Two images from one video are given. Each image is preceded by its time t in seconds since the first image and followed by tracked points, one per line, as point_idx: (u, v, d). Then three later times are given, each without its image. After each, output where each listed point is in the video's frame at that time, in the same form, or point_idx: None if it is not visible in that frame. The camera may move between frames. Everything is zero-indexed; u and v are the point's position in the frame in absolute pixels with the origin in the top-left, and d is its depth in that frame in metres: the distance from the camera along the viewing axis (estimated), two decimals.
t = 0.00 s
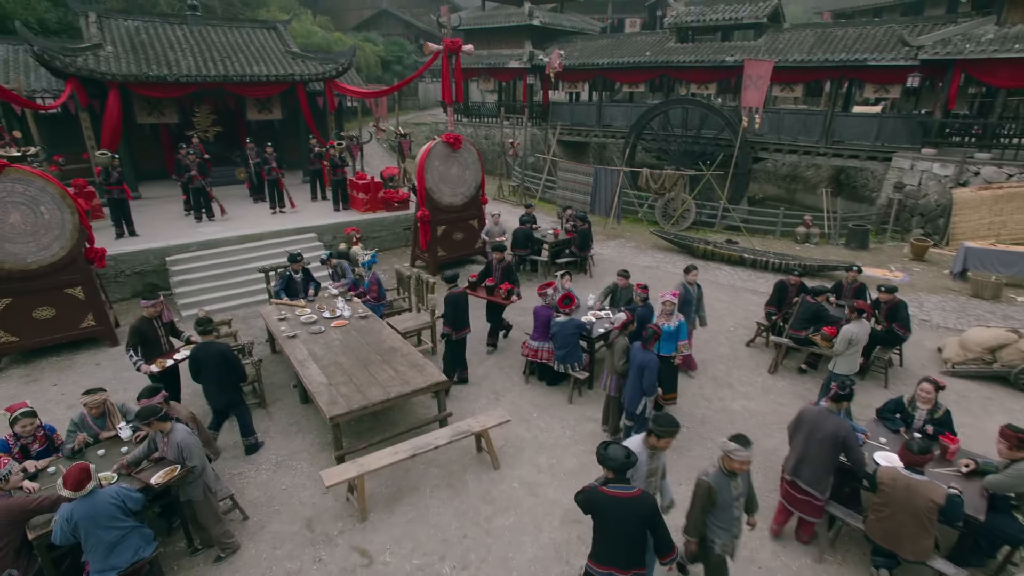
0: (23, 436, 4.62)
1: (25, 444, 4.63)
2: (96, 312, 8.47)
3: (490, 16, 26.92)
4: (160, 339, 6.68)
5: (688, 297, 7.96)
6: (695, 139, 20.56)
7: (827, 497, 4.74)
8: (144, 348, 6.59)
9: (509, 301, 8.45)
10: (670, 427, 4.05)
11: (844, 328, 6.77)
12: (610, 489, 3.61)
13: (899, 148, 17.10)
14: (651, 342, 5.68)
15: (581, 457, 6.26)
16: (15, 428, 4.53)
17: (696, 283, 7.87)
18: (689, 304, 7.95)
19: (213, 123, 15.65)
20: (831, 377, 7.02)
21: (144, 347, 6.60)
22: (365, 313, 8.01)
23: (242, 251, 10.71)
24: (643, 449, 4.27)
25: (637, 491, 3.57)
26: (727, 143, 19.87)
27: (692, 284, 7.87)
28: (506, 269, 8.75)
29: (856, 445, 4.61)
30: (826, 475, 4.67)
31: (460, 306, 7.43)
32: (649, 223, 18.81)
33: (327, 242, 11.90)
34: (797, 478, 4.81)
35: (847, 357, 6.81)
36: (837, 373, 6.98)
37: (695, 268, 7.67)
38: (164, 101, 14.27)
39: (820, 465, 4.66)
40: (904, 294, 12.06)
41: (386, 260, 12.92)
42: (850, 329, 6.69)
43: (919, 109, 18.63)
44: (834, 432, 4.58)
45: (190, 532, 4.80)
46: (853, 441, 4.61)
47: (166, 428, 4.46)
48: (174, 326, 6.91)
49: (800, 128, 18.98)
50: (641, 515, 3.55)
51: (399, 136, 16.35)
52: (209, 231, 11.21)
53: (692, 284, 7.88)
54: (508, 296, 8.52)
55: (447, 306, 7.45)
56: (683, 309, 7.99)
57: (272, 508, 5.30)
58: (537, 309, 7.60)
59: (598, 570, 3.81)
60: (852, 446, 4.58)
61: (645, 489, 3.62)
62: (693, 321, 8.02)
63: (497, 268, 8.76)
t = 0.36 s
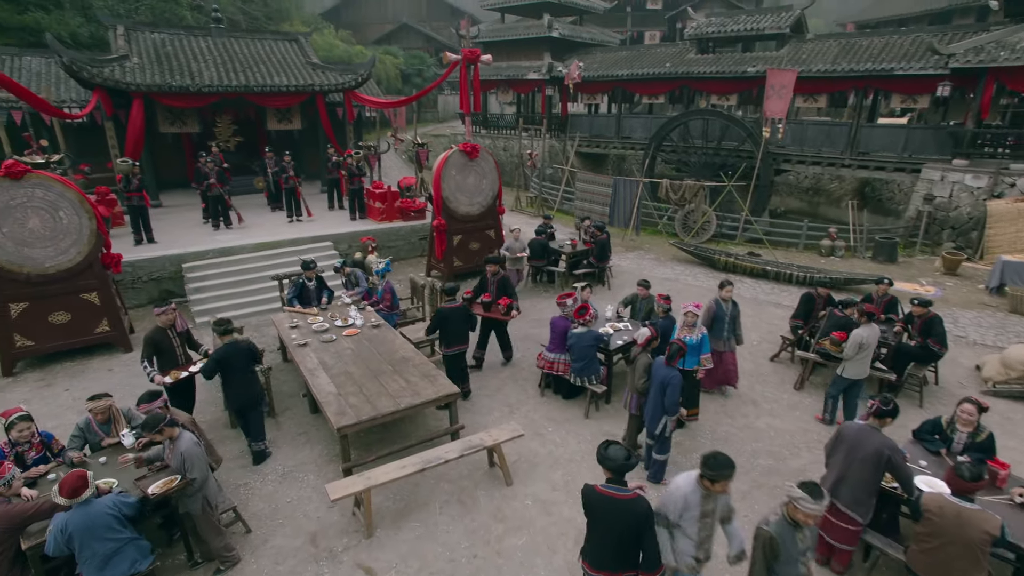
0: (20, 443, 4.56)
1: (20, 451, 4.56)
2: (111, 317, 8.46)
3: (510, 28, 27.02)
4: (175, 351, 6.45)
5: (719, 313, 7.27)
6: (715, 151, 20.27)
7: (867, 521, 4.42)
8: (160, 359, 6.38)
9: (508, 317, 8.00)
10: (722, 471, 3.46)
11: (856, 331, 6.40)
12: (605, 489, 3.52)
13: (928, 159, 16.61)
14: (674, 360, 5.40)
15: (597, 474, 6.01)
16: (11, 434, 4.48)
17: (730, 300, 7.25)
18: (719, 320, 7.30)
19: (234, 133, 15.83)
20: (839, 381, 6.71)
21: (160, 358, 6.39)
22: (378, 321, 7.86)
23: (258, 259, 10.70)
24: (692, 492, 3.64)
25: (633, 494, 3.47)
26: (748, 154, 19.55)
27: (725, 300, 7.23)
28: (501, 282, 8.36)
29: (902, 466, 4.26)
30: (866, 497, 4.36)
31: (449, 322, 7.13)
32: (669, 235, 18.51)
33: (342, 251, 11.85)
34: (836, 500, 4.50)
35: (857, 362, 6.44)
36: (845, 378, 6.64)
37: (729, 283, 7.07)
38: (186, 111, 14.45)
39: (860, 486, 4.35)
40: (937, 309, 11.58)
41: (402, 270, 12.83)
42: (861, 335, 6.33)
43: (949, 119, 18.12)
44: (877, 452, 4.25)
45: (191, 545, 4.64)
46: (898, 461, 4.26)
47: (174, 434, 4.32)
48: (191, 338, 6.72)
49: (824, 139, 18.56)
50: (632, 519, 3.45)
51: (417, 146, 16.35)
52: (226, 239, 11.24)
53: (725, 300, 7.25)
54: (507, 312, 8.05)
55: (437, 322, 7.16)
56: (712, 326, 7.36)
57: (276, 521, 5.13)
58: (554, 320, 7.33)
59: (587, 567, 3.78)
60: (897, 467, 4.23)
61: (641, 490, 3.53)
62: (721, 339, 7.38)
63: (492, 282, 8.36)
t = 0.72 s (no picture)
0: (21, 451, 4.46)
1: (20, 460, 4.44)
2: (125, 322, 8.44)
3: (529, 40, 27.08)
4: (189, 360, 6.23)
5: (754, 334, 6.55)
6: (736, 161, 19.96)
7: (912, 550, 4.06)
8: (175, 367, 6.15)
9: (506, 333, 7.47)
10: (804, 532, 2.96)
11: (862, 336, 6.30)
12: (615, 464, 3.69)
13: (959, 168, 16.05)
14: (696, 371, 5.15)
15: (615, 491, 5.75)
16: (18, 441, 4.40)
17: (769, 322, 6.53)
18: (753, 342, 6.58)
19: (254, 142, 15.98)
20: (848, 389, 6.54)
21: (175, 367, 6.16)
22: (390, 329, 7.71)
23: (274, 266, 10.68)
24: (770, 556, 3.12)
25: (642, 466, 3.64)
26: (770, 165, 19.21)
27: (764, 321, 6.51)
28: (498, 294, 7.75)
29: (948, 488, 3.90)
30: (910, 521, 4.03)
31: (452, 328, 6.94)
32: (689, 246, 18.19)
33: (358, 259, 11.80)
34: (878, 526, 4.19)
35: (863, 369, 6.28)
36: (852, 386, 6.47)
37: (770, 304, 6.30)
38: (208, 120, 14.62)
39: (902, 509, 4.03)
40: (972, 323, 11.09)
41: (417, 278, 12.74)
42: (865, 340, 6.22)
43: (981, 129, 17.58)
44: (920, 472, 3.93)
45: (191, 557, 4.46)
46: (945, 483, 3.91)
47: (182, 442, 4.18)
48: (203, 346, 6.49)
49: (849, 149, 18.14)
50: (643, 489, 3.63)
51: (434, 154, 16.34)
52: (242, 245, 11.25)
53: (763, 321, 6.52)
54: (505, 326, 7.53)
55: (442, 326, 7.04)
56: (746, 347, 6.65)
57: (280, 533, 4.96)
58: (572, 330, 7.10)
59: (595, 540, 3.91)
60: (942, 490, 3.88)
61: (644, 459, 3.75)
62: (753, 363, 6.63)
63: (488, 295, 7.73)
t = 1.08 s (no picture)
0: (26, 454, 4.34)
1: (25, 462, 4.33)
2: (139, 327, 8.41)
3: (546, 50, 27.09)
4: (204, 366, 6.08)
5: (790, 356, 5.89)
6: (757, 172, 19.62)
7: None
8: (189, 375, 6.04)
9: (507, 347, 7.18)
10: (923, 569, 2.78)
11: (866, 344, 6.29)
12: (614, 446, 3.94)
13: (991, 178, 15.53)
14: (723, 381, 4.90)
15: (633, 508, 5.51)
16: (19, 444, 4.27)
17: (807, 342, 5.89)
18: (790, 364, 5.92)
19: (273, 151, 16.18)
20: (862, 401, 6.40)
21: (189, 374, 6.04)
22: (402, 337, 7.56)
23: (288, 273, 10.63)
24: None
25: (638, 444, 3.92)
26: (793, 175, 18.83)
27: (802, 341, 5.86)
28: (498, 307, 7.39)
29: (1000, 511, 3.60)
30: (959, 548, 3.70)
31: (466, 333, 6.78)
32: (708, 257, 17.84)
33: (372, 266, 11.72)
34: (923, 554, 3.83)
35: (875, 376, 6.20)
36: (865, 395, 6.35)
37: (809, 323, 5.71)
38: (227, 129, 14.76)
39: (951, 534, 3.70)
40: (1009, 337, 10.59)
41: (432, 287, 12.62)
42: (873, 345, 6.19)
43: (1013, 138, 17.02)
44: (970, 494, 3.63)
45: (189, 569, 4.30)
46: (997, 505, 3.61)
47: (184, 450, 4.03)
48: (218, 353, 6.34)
49: (874, 158, 17.70)
50: (642, 464, 3.91)
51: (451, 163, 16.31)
52: (258, 252, 11.24)
53: (801, 342, 5.88)
54: (505, 340, 7.20)
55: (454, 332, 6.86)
56: (782, 371, 5.99)
57: (283, 546, 4.78)
58: (588, 339, 6.89)
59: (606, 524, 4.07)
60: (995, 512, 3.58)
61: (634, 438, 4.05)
62: (793, 389, 5.96)
63: (489, 308, 7.37)
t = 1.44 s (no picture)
0: (19, 459, 4.16)
1: (20, 468, 4.16)
2: (146, 334, 8.33)
3: (559, 62, 27.11)
4: (212, 371, 5.76)
5: (825, 382, 5.39)
6: (773, 183, 19.32)
7: None
8: (196, 382, 5.70)
9: (508, 357, 6.97)
10: None
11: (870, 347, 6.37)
12: (610, 422, 4.22)
13: (1017, 187, 15.08)
14: (745, 393, 4.65)
15: (648, 527, 5.25)
16: (8, 447, 4.09)
17: (841, 366, 5.41)
18: (824, 391, 5.40)
19: (286, 162, 16.26)
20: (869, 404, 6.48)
21: (196, 381, 5.70)
22: (410, 346, 7.38)
23: (297, 281, 10.54)
24: None
25: (632, 420, 4.21)
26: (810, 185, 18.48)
27: (836, 364, 5.38)
28: (499, 316, 7.09)
29: None
30: None
31: (465, 347, 6.55)
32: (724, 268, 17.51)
33: (382, 276, 11.60)
34: None
35: (880, 377, 6.33)
36: (873, 398, 6.44)
37: (844, 343, 5.26)
38: (241, 138, 14.83)
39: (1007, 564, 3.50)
40: None
41: (443, 297, 12.46)
42: (883, 349, 6.24)
43: None
44: None
45: None
46: None
47: (178, 460, 3.89)
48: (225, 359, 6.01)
49: (894, 168, 17.32)
50: (635, 439, 4.20)
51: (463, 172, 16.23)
52: (268, 261, 11.17)
53: (835, 365, 5.40)
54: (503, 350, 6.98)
55: (448, 346, 6.61)
56: (815, 397, 5.48)
57: (281, 562, 4.58)
58: (603, 349, 6.56)
59: (599, 496, 4.33)
60: None
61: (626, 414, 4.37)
62: (828, 418, 5.44)
63: (490, 317, 7.08)
